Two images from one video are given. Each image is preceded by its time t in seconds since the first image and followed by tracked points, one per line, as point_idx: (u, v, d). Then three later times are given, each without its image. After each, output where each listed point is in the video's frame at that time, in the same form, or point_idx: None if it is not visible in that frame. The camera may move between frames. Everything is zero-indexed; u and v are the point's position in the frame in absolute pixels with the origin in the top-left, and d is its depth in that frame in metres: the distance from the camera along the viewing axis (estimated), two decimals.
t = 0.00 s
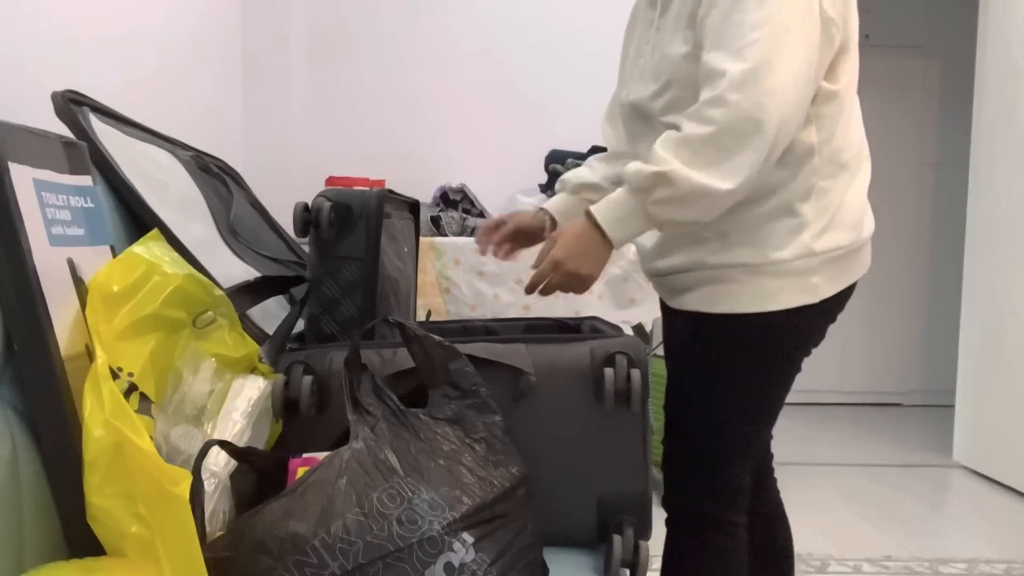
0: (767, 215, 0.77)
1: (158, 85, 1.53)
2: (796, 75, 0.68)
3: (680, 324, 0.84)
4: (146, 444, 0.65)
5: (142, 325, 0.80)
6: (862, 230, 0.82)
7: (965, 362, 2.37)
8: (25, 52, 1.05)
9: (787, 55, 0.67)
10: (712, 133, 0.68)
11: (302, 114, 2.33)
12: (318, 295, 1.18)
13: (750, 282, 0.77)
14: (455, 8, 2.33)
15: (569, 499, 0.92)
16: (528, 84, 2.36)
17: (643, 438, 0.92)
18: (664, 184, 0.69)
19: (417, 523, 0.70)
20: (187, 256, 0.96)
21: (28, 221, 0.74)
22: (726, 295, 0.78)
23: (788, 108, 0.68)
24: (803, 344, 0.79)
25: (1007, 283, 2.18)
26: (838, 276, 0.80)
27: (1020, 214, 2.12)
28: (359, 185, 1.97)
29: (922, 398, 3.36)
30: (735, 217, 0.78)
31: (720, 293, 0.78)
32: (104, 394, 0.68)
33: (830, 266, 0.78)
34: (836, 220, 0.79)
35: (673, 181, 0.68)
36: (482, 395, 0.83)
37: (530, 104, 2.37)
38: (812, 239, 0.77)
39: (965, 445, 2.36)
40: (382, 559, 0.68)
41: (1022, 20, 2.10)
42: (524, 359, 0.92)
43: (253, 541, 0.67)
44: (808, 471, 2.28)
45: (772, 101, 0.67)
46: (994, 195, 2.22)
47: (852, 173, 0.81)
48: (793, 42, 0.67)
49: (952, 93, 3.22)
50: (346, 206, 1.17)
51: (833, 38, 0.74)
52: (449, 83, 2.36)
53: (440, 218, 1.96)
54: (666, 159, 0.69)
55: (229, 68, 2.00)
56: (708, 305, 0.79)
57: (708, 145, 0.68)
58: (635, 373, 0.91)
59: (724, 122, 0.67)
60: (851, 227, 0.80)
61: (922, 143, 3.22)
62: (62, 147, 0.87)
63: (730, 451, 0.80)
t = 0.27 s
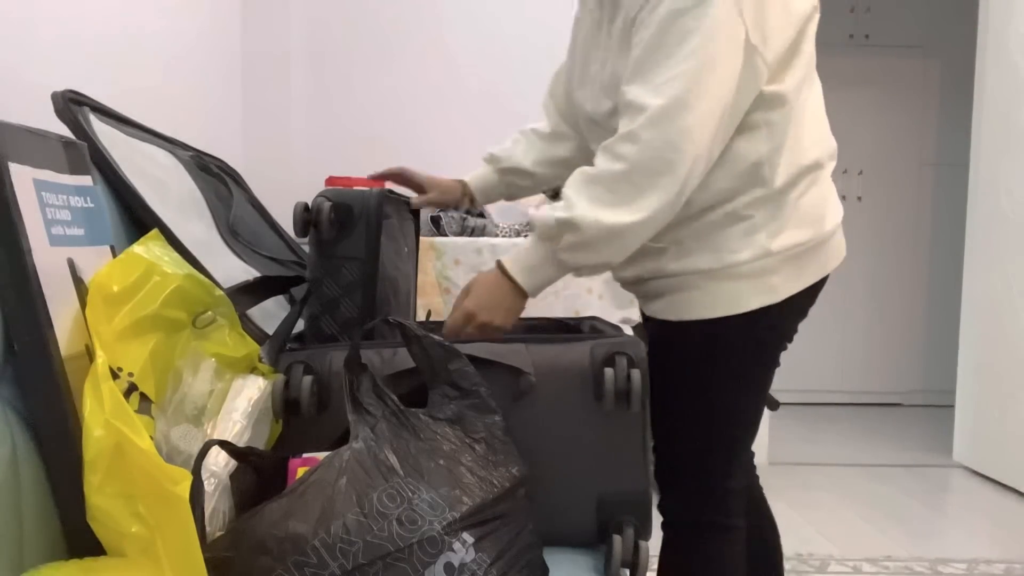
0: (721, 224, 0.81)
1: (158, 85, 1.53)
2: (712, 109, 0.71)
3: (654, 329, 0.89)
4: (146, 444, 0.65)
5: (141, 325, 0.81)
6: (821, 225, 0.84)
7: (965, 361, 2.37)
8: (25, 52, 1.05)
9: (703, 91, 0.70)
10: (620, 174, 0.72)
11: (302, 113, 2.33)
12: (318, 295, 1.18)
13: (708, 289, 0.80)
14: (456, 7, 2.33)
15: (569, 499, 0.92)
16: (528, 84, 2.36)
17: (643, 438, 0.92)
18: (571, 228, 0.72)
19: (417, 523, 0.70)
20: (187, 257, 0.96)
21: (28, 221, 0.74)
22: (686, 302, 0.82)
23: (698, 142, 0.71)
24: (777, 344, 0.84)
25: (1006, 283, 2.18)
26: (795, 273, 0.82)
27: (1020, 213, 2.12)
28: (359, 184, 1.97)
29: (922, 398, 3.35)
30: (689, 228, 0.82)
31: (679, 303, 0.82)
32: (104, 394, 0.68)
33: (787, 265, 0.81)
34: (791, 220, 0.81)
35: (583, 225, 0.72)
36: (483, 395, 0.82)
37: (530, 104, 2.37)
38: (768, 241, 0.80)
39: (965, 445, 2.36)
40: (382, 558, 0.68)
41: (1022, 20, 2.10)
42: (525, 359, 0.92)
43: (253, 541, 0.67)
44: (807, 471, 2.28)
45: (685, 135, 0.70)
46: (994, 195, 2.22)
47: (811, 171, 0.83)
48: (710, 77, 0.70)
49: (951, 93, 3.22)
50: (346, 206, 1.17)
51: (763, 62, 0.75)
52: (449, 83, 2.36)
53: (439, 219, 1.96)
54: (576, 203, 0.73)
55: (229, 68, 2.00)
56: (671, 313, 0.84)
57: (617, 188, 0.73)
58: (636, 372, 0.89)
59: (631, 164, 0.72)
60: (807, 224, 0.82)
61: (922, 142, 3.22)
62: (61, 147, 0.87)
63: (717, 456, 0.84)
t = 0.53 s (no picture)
0: (689, 231, 0.87)
1: (158, 85, 1.54)
2: (637, 143, 0.77)
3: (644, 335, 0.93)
4: (147, 445, 0.65)
5: (141, 326, 0.81)
6: (794, 222, 0.88)
7: (965, 361, 2.37)
8: (26, 53, 1.05)
9: (627, 128, 0.77)
10: (553, 208, 0.80)
11: (303, 113, 2.34)
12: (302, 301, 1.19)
13: (682, 293, 0.86)
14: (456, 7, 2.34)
15: (566, 494, 0.92)
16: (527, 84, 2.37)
17: (641, 435, 0.90)
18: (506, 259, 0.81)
19: (417, 523, 0.70)
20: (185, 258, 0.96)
21: (28, 221, 0.74)
22: (662, 307, 0.88)
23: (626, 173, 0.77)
24: (759, 343, 0.88)
25: (1006, 282, 2.18)
26: (773, 271, 0.87)
27: (1020, 213, 2.12)
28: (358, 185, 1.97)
29: (922, 398, 3.35)
30: (660, 237, 0.88)
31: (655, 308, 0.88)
32: (105, 394, 0.69)
33: (762, 263, 0.86)
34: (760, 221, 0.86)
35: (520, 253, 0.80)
36: (481, 394, 0.82)
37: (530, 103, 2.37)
38: (739, 243, 0.85)
39: (965, 445, 2.36)
40: (381, 558, 0.68)
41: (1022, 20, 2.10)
42: (517, 354, 0.92)
43: (253, 541, 0.68)
44: (807, 471, 2.28)
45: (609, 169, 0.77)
46: (995, 194, 2.22)
47: (782, 172, 0.87)
48: (632, 113, 0.77)
49: (951, 93, 3.22)
50: (312, 210, 1.16)
51: (710, 82, 0.80)
52: (449, 83, 2.36)
53: (439, 219, 1.97)
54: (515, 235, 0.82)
55: (230, 68, 2.01)
56: (652, 316, 0.89)
57: (552, 219, 0.81)
58: (628, 364, 0.88)
59: (561, 197, 0.80)
60: (779, 222, 0.87)
61: (922, 142, 3.22)
62: (62, 147, 0.88)
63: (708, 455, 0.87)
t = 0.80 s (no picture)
0: (673, 236, 0.88)
1: (158, 85, 1.54)
2: (604, 161, 0.79)
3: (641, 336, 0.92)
4: (146, 445, 0.65)
5: (139, 326, 0.81)
6: (781, 220, 0.87)
7: (965, 361, 2.37)
8: (26, 53, 1.06)
9: (598, 143, 0.79)
10: (524, 229, 0.83)
11: (302, 113, 2.34)
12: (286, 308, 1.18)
13: (666, 296, 0.87)
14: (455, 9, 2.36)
15: (564, 490, 0.92)
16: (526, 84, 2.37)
17: (636, 428, 0.91)
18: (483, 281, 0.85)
19: (416, 523, 0.70)
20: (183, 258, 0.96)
21: (28, 221, 0.74)
22: (647, 311, 0.89)
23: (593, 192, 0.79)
24: (752, 344, 0.88)
25: (1006, 282, 2.18)
26: (761, 271, 0.87)
27: (1020, 213, 2.12)
28: (358, 185, 1.97)
29: (922, 398, 3.35)
30: (644, 243, 0.90)
31: (642, 312, 0.89)
32: (105, 394, 0.69)
33: (749, 264, 0.86)
34: (743, 222, 0.86)
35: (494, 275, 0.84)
36: (481, 394, 0.82)
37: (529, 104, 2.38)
38: (721, 245, 0.85)
39: (965, 445, 2.36)
40: (381, 558, 0.68)
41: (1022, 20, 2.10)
42: (512, 350, 0.92)
43: (252, 541, 0.68)
44: (807, 471, 2.28)
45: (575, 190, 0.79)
46: (994, 195, 2.22)
47: (765, 171, 0.87)
48: (594, 131, 0.79)
49: (951, 93, 3.22)
50: (279, 219, 1.15)
51: (682, 88, 0.81)
52: (448, 84, 2.37)
53: (439, 219, 1.97)
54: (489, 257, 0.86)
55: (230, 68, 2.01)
56: (638, 320, 0.90)
57: (523, 240, 0.84)
58: (622, 358, 0.88)
59: (529, 219, 0.83)
60: (764, 222, 0.86)
61: (922, 142, 3.22)
62: (62, 147, 0.88)
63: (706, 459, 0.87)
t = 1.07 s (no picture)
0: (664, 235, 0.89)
1: (158, 85, 1.54)
2: (625, 145, 0.78)
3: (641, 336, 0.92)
4: (146, 444, 0.65)
5: (139, 326, 0.81)
6: (770, 218, 0.87)
7: (965, 361, 2.37)
8: (27, 52, 1.06)
9: (618, 126, 0.78)
10: (571, 234, 0.83)
11: (302, 113, 2.34)
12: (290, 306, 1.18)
13: (656, 295, 0.88)
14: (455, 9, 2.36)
15: (565, 491, 0.91)
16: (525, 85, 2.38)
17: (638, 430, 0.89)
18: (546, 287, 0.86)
19: (417, 523, 0.70)
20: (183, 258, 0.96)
21: (28, 221, 0.74)
22: (639, 309, 0.90)
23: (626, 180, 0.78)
24: (748, 344, 0.90)
25: (1006, 282, 2.18)
26: (750, 269, 0.87)
27: (1020, 213, 2.12)
28: (358, 185, 1.97)
29: (922, 398, 3.36)
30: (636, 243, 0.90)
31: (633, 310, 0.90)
32: (104, 394, 0.69)
33: (737, 263, 0.86)
34: (733, 220, 0.86)
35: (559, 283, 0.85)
36: (481, 394, 0.82)
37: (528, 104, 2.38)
38: (710, 244, 0.86)
39: (965, 445, 2.37)
40: (381, 558, 0.68)
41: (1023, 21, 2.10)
42: (513, 350, 0.91)
43: (252, 541, 0.68)
44: (807, 471, 2.28)
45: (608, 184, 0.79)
46: (994, 195, 2.22)
47: (750, 168, 0.87)
48: (609, 119, 0.78)
49: (951, 93, 3.22)
50: (288, 217, 1.15)
51: (675, 75, 0.83)
52: (448, 84, 2.37)
53: (439, 219, 1.97)
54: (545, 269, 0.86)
55: (231, 68, 2.01)
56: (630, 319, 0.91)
57: (573, 244, 0.84)
58: (624, 361, 0.87)
59: (573, 223, 0.82)
60: (754, 220, 0.87)
61: (922, 142, 3.22)
62: (62, 147, 0.88)
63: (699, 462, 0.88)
